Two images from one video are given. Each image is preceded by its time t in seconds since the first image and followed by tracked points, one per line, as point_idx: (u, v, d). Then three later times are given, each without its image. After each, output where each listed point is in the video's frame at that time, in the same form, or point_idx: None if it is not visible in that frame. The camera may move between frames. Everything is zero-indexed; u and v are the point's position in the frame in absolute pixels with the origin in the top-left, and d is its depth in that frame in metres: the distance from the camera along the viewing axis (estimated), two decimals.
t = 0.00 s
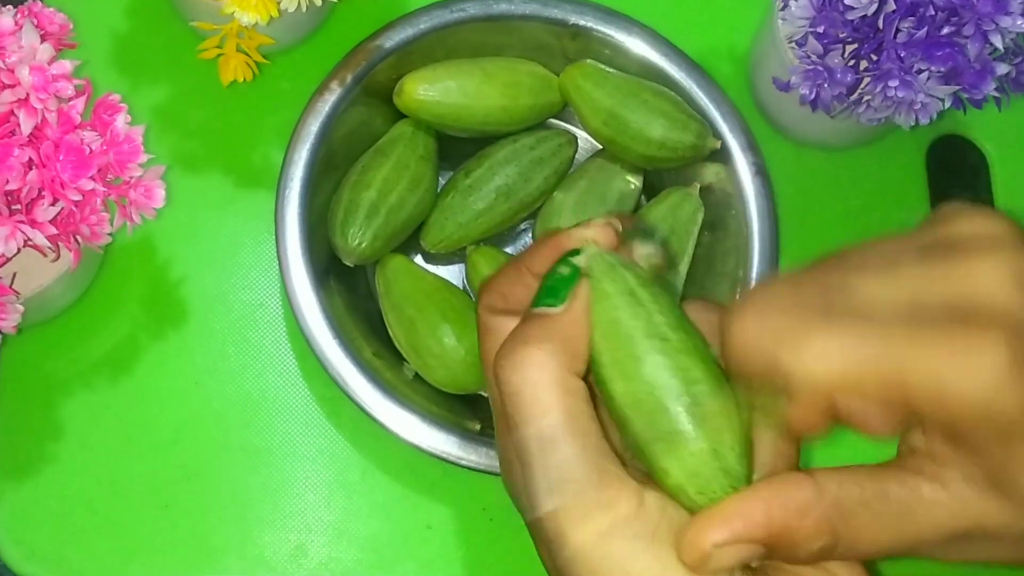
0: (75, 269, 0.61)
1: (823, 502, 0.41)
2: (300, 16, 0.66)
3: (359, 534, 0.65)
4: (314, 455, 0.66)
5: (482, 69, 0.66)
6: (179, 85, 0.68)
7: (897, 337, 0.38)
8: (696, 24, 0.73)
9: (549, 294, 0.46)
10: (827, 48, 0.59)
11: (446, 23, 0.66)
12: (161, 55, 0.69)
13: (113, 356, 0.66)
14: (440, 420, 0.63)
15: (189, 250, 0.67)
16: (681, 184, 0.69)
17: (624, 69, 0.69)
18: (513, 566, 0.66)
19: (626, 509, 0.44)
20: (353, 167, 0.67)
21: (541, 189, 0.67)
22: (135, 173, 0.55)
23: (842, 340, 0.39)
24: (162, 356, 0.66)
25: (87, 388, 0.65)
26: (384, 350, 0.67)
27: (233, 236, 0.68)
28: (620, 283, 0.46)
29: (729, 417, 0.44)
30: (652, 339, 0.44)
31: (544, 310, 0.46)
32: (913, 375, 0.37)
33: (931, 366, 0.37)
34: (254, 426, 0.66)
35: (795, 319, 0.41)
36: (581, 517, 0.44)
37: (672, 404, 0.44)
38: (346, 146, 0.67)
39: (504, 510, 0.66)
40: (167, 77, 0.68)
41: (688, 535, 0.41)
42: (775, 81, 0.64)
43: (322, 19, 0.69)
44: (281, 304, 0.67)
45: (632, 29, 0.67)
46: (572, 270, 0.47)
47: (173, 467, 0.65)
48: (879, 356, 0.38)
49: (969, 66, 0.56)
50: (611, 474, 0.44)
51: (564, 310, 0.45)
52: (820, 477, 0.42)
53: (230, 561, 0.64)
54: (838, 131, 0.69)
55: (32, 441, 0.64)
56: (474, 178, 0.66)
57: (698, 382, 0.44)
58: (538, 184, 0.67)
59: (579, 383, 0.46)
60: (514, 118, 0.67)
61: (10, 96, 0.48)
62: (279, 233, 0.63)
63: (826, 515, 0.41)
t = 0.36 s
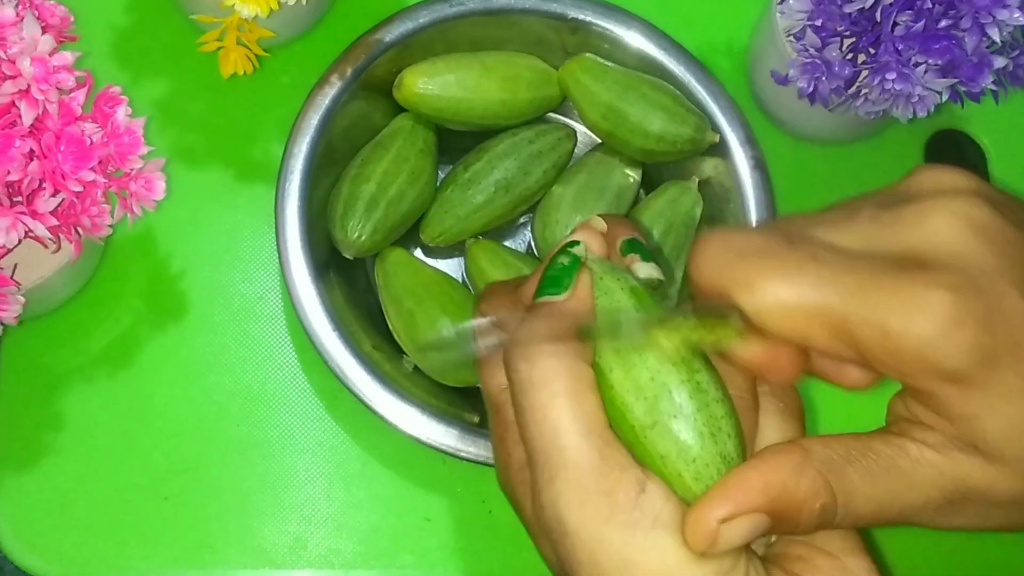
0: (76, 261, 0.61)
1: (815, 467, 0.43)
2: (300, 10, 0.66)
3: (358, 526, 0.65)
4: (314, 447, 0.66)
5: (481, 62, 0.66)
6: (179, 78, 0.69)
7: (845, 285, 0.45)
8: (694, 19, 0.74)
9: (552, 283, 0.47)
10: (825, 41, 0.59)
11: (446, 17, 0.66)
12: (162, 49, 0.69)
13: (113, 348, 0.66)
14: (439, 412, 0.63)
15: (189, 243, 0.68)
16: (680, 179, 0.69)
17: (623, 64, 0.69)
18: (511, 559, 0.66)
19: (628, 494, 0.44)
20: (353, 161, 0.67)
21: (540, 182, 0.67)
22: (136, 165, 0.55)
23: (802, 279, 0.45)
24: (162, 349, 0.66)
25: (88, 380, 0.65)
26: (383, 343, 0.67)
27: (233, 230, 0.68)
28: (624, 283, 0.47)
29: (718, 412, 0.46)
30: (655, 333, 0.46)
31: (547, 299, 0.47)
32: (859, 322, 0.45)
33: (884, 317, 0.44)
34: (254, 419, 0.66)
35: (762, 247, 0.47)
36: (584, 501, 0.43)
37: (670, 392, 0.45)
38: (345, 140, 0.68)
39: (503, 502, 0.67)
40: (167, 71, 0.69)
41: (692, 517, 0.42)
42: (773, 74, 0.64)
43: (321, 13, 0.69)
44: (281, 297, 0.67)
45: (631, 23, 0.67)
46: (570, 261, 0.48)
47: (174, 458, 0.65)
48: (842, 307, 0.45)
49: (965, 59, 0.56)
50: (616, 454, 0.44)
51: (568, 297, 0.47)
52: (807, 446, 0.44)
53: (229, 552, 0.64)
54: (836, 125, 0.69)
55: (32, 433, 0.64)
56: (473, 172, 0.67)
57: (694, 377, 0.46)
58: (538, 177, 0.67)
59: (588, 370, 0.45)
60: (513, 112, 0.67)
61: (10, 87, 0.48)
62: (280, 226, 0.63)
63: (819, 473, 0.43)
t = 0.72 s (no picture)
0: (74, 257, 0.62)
1: (835, 462, 0.43)
2: (299, 6, 0.66)
3: (356, 522, 0.65)
4: (312, 443, 0.66)
5: (479, 59, 0.66)
6: (178, 75, 0.69)
7: (835, 189, 0.47)
8: (693, 16, 0.74)
9: (592, 258, 0.48)
10: (822, 37, 0.59)
11: (444, 14, 0.66)
12: (161, 45, 0.69)
13: (111, 344, 0.66)
14: (437, 408, 0.64)
15: (187, 239, 0.68)
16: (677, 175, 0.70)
17: (620, 61, 0.69)
18: (509, 556, 0.66)
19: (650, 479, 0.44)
20: (351, 157, 0.67)
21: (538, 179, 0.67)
22: (134, 161, 0.55)
23: (792, 191, 0.47)
24: (161, 344, 0.66)
25: (86, 376, 0.66)
26: (381, 339, 0.67)
27: (231, 226, 0.68)
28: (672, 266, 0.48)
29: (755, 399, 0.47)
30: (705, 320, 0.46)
31: (587, 272, 0.47)
32: (851, 216, 0.47)
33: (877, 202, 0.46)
34: (253, 414, 0.66)
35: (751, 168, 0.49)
36: (607, 485, 0.43)
37: (711, 378, 0.46)
38: (344, 137, 0.68)
39: (500, 499, 0.67)
40: (166, 67, 0.69)
41: (706, 505, 0.43)
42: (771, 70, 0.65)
43: (320, 10, 0.70)
44: (280, 293, 0.68)
45: (629, 20, 0.67)
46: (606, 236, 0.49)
47: (173, 454, 0.65)
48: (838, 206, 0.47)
49: (963, 56, 0.56)
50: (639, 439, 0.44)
51: (609, 271, 0.47)
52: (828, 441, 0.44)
53: (227, 548, 0.65)
54: (835, 122, 0.69)
55: (31, 428, 0.65)
56: (471, 168, 0.67)
57: (736, 369, 0.46)
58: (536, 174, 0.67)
59: (621, 348, 0.45)
60: (511, 109, 0.67)
61: (9, 83, 0.48)
62: (278, 223, 0.63)
63: (831, 477, 0.43)
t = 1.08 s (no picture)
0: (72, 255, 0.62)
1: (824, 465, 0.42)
2: (296, 4, 0.66)
3: (353, 520, 0.66)
4: (309, 441, 0.66)
5: (476, 58, 0.66)
6: (175, 74, 0.69)
7: (867, 370, 0.41)
8: (690, 15, 0.74)
9: (588, 265, 0.47)
10: (818, 36, 0.59)
11: (441, 12, 0.66)
12: (159, 45, 0.69)
13: (109, 342, 0.66)
14: (434, 407, 0.64)
15: (186, 236, 0.68)
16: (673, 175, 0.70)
17: (617, 59, 0.69)
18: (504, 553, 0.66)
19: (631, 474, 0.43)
20: (348, 155, 0.67)
21: (535, 178, 0.67)
22: (131, 158, 0.55)
23: (825, 369, 0.42)
24: (159, 342, 0.66)
25: (85, 373, 0.66)
26: (378, 337, 0.67)
27: (229, 225, 0.68)
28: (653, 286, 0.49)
29: (712, 398, 0.47)
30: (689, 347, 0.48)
31: (581, 279, 0.47)
32: (895, 395, 0.41)
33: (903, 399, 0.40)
34: (250, 412, 0.66)
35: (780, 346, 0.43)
36: (591, 477, 0.42)
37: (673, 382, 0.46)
38: (341, 135, 0.68)
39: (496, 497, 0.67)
40: (164, 66, 0.69)
41: (690, 488, 0.41)
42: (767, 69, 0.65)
43: (317, 9, 0.70)
44: (277, 291, 0.68)
45: (625, 19, 0.67)
46: (605, 246, 0.48)
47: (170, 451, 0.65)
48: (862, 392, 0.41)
49: (958, 55, 0.56)
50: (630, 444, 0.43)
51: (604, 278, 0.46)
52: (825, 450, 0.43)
53: (224, 545, 0.65)
54: (831, 121, 0.69)
55: (29, 426, 0.65)
56: (468, 167, 0.67)
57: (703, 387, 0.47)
58: (533, 172, 0.67)
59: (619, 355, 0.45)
60: (508, 107, 0.67)
61: (6, 81, 0.49)
62: (276, 220, 0.63)
63: (826, 482, 0.42)
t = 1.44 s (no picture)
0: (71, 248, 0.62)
1: (807, 453, 0.45)
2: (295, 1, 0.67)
3: (351, 514, 0.66)
4: (308, 436, 0.66)
5: (474, 54, 0.66)
6: (175, 69, 0.69)
7: (800, 238, 0.48)
8: (688, 12, 0.74)
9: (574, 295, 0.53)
10: (814, 33, 0.59)
11: (440, 9, 0.66)
12: (158, 40, 0.69)
13: (109, 337, 0.66)
14: (433, 401, 0.64)
15: (185, 231, 0.68)
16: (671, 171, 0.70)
17: (615, 56, 0.70)
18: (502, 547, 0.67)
19: (572, 502, 0.47)
20: (347, 151, 0.67)
21: (533, 174, 0.68)
22: (130, 153, 0.55)
23: (763, 248, 0.48)
24: (158, 337, 0.67)
25: (84, 368, 0.66)
26: (376, 332, 0.67)
27: (228, 220, 0.69)
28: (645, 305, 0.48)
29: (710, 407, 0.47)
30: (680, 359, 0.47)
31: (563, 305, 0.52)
32: (815, 280, 0.47)
33: (839, 267, 0.47)
34: (249, 407, 0.66)
35: (728, 213, 0.50)
36: (529, 507, 0.48)
37: (671, 392, 0.46)
38: (340, 132, 0.68)
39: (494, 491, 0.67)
40: (164, 61, 0.69)
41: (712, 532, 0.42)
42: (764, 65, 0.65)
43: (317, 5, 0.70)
44: (276, 287, 0.68)
45: (623, 16, 0.67)
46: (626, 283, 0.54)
47: (170, 446, 0.66)
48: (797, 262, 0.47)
49: (953, 51, 0.57)
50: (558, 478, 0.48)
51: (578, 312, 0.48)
52: (802, 438, 0.46)
53: (223, 540, 0.65)
54: (827, 117, 0.69)
55: (30, 420, 0.65)
56: (466, 162, 0.67)
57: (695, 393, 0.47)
58: (531, 168, 0.68)
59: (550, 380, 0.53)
60: (506, 104, 0.68)
61: (7, 75, 0.49)
62: (275, 216, 0.63)
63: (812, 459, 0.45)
